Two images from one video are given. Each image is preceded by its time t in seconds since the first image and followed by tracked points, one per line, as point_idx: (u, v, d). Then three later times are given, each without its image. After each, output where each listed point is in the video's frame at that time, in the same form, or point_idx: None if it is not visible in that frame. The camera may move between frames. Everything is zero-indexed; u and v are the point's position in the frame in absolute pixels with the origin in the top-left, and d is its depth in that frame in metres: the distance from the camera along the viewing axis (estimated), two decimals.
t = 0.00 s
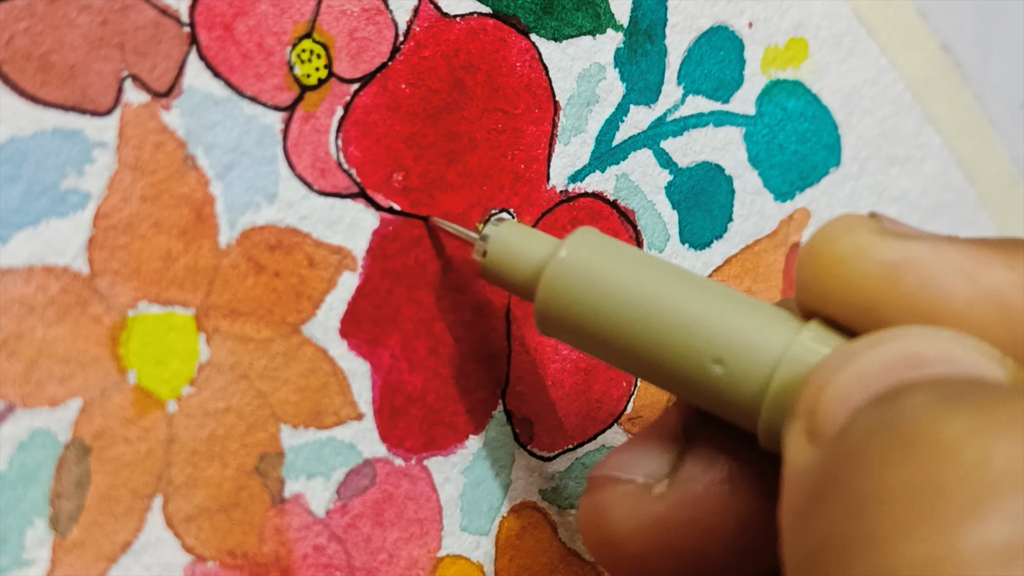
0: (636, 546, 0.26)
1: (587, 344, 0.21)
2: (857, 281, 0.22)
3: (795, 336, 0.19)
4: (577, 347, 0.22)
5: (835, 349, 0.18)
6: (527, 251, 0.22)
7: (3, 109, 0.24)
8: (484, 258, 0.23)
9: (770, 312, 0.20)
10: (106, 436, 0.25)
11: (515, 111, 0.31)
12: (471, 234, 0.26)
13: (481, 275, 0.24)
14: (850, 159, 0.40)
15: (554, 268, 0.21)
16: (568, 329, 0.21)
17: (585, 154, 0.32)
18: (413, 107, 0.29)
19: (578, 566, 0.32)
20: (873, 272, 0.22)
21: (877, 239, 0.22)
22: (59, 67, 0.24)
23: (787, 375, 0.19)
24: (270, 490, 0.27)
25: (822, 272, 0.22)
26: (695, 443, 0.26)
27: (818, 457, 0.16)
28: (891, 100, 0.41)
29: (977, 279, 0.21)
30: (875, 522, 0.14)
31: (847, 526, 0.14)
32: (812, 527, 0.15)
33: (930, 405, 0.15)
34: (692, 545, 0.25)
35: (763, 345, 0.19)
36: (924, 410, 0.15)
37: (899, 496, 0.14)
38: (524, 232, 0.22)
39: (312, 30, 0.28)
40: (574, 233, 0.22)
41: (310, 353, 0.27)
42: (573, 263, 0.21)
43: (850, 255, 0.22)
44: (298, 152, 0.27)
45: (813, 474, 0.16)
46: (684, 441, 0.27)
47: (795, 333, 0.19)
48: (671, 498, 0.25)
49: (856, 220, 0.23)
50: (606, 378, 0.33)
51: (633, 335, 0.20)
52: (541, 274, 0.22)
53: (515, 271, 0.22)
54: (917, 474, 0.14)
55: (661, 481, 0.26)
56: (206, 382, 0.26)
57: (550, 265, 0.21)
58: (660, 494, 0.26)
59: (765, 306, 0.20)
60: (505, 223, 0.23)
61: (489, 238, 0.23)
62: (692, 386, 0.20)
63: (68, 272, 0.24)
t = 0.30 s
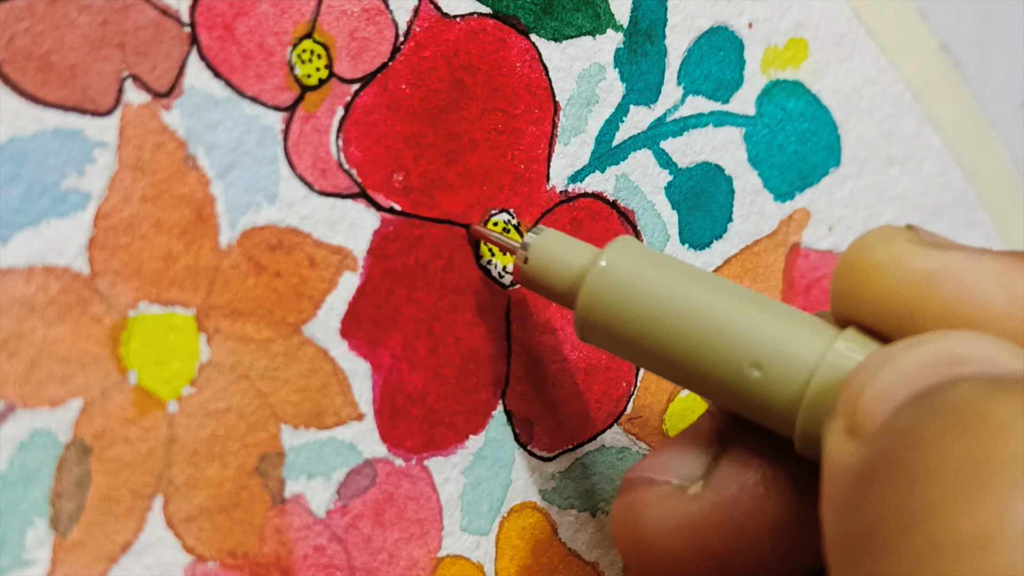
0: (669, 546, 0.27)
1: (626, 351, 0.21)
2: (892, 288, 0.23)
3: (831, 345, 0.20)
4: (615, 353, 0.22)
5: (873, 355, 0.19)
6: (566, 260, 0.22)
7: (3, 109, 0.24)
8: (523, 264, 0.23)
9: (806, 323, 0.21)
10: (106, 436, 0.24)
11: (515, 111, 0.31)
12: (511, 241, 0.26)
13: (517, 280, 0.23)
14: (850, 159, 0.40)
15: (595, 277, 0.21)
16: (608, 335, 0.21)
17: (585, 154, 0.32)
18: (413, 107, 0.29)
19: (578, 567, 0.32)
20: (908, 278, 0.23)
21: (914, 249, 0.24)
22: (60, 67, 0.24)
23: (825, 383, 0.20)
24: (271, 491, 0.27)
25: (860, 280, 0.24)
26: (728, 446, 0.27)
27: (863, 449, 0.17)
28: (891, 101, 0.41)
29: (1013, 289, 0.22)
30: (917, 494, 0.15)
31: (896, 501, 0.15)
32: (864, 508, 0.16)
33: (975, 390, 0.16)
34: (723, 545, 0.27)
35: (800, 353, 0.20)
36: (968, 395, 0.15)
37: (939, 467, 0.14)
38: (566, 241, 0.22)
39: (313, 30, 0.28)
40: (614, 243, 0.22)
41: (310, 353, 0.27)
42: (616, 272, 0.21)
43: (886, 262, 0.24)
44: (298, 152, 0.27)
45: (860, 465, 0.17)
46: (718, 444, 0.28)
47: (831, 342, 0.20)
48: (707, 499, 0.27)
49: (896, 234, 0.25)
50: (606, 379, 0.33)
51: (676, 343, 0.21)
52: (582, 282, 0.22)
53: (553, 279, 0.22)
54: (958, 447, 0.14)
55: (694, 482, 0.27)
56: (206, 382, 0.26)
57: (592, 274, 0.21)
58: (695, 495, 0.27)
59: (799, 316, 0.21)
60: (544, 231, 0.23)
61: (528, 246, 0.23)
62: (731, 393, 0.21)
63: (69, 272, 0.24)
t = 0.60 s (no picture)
0: None
1: (632, 378, 0.20)
2: (921, 320, 0.21)
3: (847, 371, 0.19)
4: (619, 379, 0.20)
5: (893, 387, 0.18)
6: (568, 280, 0.20)
7: (3, 109, 0.24)
8: (524, 287, 0.21)
9: (819, 347, 0.19)
10: (106, 436, 0.24)
11: (515, 111, 0.31)
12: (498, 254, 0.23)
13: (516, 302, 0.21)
14: (851, 159, 0.40)
15: (601, 301, 0.19)
16: (615, 362, 0.20)
17: (585, 154, 0.32)
18: (414, 107, 0.29)
19: (578, 566, 0.32)
20: (937, 310, 0.21)
21: (936, 275, 0.22)
22: (60, 67, 0.24)
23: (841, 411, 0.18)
24: (271, 491, 0.27)
25: (884, 308, 0.22)
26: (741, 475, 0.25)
27: (891, 496, 0.17)
28: (892, 101, 0.41)
29: None
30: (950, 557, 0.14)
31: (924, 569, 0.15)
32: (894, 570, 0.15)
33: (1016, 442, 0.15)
34: None
35: (818, 382, 0.19)
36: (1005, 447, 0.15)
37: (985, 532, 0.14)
38: (563, 261, 0.20)
39: (313, 30, 0.28)
40: (618, 263, 0.20)
41: (310, 353, 0.27)
42: (623, 297, 0.19)
43: (906, 291, 0.22)
44: (299, 152, 0.27)
45: (888, 515, 0.16)
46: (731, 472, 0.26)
47: (847, 369, 0.19)
48: (719, 532, 0.24)
49: (913, 257, 0.23)
50: (606, 379, 0.33)
51: (688, 374, 0.19)
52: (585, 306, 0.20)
53: (555, 301, 0.20)
54: (999, 512, 0.14)
55: (705, 512, 0.25)
56: (207, 382, 0.26)
57: (596, 298, 0.19)
58: (705, 527, 0.25)
59: (813, 339, 0.19)
60: (545, 249, 0.21)
61: (529, 265, 0.20)
62: (742, 422, 0.19)
63: (69, 272, 0.24)
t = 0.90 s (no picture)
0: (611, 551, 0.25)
1: (555, 345, 0.20)
2: (840, 283, 0.21)
3: (769, 336, 0.19)
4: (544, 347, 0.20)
5: (807, 359, 0.18)
6: (494, 248, 0.20)
7: (3, 109, 0.24)
8: (450, 255, 0.21)
9: (740, 313, 0.19)
10: (106, 436, 0.24)
11: (515, 111, 0.31)
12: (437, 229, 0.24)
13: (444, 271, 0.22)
14: (850, 158, 0.40)
15: (524, 268, 0.20)
16: (537, 330, 0.20)
17: (585, 154, 0.32)
18: (414, 106, 0.29)
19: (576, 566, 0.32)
20: (857, 274, 0.22)
21: (857, 239, 0.22)
22: (60, 66, 0.24)
23: (761, 374, 0.18)
24: (271, 490, 0.27)
25: (807, 272, 0.22)
26: (669, 448, 0.26)
27: (790, 478, 0.16)
28: (891, 100, 0.41)
29: (957, 283, 0.21)
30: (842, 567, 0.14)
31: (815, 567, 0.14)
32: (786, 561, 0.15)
33: (905, 441, 0.14)
34: (664, 549, 0.25)
35: (735, 346, 0.19)
36: (898, 445, 0.14)
37: (875, 546, 0.13)
38: (489, 228, 0.21)
39: (313, 30, 0.28)
40: (543, 231, 0.20)
41: (311, 352, 0.27)
42: (546, 263, 0.20)
43: (829, 256, 0.22)
44: (299, 152, 0.27)
45: (786, 497, 0.16)
46: (660, 445, 0.26)
47: (768, 334, 0.19)
48: (647, 504, 0.25)
49: (834, 220, 0.23)
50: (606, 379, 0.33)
51: (608, 342, 0.19)
52: (507, 272, 0.20)
53: (481, 270, 0.21)
54: (891, 527, 0.13)
55: (633, 484, 0.26)
56: (207, 381, 0.26)
57: (519, 264, 0.20)
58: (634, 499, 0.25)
59: (732, 303, 0.20)
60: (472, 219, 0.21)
61: (455, 234, 0.21)
62: (662, 386, 0.19)
63: (69, 272, 0.24)
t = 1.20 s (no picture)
0: None
1: (525, 391, 0.19)
2: (806, 327, 0.20)
3: (743, 378, 0.18)
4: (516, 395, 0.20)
5: (784, 405, 0.17)
6: (463, 297, 0.20)
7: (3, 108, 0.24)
8: (419, 306, 0.21)
9: (712, 356, 0.19)
10: (105, 436, 0.25)
11: (515, 110, 0.31)
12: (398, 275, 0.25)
13: (413, 320, 0.21)
14: (851, 158, 0.40)
15: (494, 317, 0.19)
16: (508, 379, 0.19)
17: (585, 154, 0.32)
18: (413, 106, 0.29)
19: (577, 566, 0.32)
20: (823, 322, 0.20)
21: (823, 282, 0.21)
22: (59, 66, 0.24)
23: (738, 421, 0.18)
24: (270, 490, 0.27)
25: (771, 314, 0.20)
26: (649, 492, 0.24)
27: (772, 525, 0.15)
28: (892, 100, 0.41)
29: (925, 327, 0.19)
30: None
31: None
32: None
33: (890, 473, 0.14)
34: None
35: (710, 393, 0.18)
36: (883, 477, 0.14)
37: None
38: (459, 276, 0.20)
39: (312, 30, 0.28)
40: (513, 278, 0.20)
41: (309, 352, 0.27)
42: (516, 311, 0.19)
43: (795, 302, 0.20)
44: (298, 152, 0.27)
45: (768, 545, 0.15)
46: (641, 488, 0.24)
47: (743, 376, 0.18)
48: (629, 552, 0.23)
49: (804, 259, 0.21)
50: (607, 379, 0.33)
51: (579, 388, 0.19)
52: (477, 322, 0.20)
53: (451, 320, 0.20)
54: (876, 562, 0.12)
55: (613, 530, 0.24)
56: (205, 381, 0.26)
57: (488, 314, 0.19)
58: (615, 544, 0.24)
59: (706, 348, 0.19)
60: (439, 267, 0.21)
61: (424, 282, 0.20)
62: (637, 435, 0.19)
63: (67, 272, 0.24)
